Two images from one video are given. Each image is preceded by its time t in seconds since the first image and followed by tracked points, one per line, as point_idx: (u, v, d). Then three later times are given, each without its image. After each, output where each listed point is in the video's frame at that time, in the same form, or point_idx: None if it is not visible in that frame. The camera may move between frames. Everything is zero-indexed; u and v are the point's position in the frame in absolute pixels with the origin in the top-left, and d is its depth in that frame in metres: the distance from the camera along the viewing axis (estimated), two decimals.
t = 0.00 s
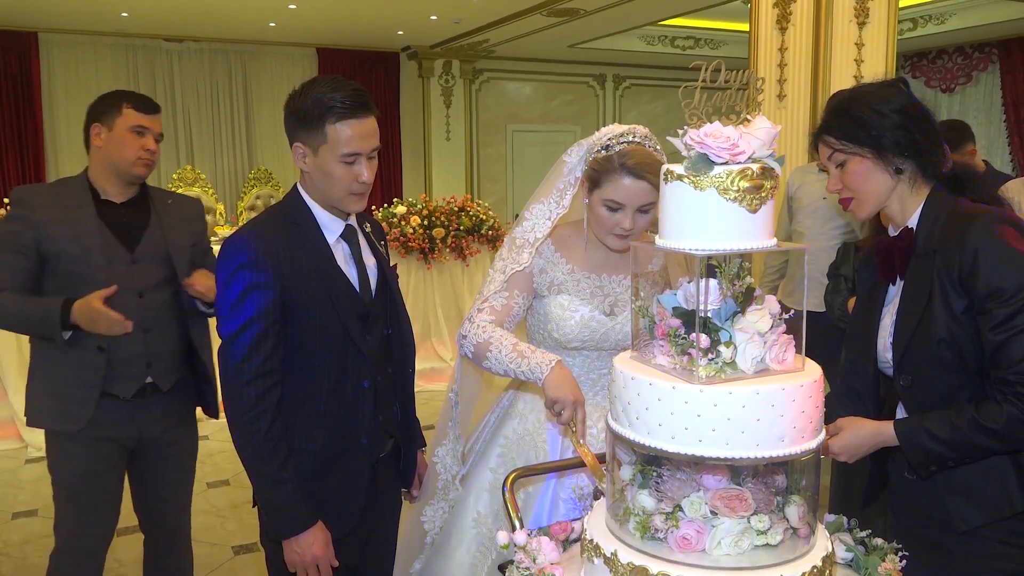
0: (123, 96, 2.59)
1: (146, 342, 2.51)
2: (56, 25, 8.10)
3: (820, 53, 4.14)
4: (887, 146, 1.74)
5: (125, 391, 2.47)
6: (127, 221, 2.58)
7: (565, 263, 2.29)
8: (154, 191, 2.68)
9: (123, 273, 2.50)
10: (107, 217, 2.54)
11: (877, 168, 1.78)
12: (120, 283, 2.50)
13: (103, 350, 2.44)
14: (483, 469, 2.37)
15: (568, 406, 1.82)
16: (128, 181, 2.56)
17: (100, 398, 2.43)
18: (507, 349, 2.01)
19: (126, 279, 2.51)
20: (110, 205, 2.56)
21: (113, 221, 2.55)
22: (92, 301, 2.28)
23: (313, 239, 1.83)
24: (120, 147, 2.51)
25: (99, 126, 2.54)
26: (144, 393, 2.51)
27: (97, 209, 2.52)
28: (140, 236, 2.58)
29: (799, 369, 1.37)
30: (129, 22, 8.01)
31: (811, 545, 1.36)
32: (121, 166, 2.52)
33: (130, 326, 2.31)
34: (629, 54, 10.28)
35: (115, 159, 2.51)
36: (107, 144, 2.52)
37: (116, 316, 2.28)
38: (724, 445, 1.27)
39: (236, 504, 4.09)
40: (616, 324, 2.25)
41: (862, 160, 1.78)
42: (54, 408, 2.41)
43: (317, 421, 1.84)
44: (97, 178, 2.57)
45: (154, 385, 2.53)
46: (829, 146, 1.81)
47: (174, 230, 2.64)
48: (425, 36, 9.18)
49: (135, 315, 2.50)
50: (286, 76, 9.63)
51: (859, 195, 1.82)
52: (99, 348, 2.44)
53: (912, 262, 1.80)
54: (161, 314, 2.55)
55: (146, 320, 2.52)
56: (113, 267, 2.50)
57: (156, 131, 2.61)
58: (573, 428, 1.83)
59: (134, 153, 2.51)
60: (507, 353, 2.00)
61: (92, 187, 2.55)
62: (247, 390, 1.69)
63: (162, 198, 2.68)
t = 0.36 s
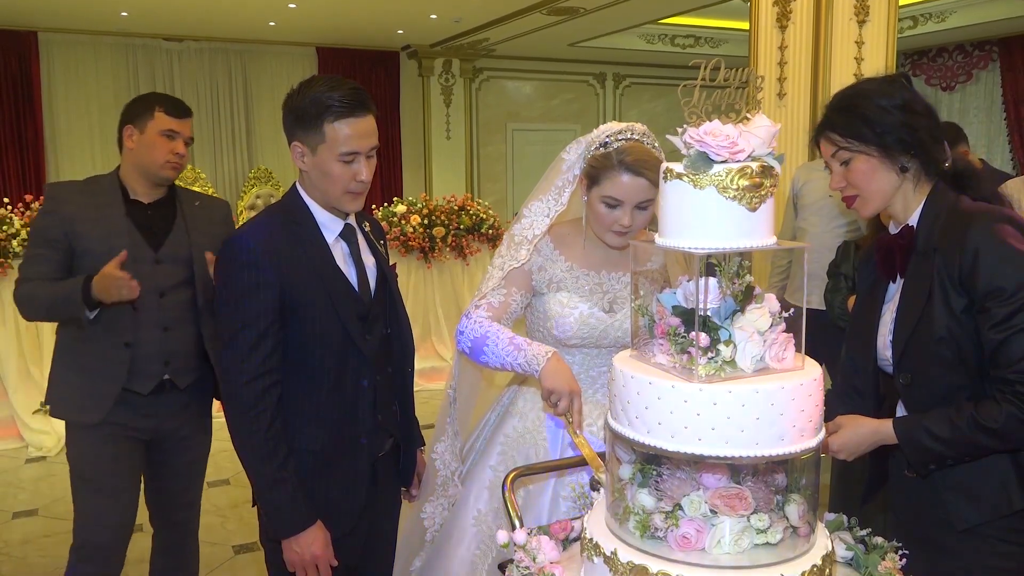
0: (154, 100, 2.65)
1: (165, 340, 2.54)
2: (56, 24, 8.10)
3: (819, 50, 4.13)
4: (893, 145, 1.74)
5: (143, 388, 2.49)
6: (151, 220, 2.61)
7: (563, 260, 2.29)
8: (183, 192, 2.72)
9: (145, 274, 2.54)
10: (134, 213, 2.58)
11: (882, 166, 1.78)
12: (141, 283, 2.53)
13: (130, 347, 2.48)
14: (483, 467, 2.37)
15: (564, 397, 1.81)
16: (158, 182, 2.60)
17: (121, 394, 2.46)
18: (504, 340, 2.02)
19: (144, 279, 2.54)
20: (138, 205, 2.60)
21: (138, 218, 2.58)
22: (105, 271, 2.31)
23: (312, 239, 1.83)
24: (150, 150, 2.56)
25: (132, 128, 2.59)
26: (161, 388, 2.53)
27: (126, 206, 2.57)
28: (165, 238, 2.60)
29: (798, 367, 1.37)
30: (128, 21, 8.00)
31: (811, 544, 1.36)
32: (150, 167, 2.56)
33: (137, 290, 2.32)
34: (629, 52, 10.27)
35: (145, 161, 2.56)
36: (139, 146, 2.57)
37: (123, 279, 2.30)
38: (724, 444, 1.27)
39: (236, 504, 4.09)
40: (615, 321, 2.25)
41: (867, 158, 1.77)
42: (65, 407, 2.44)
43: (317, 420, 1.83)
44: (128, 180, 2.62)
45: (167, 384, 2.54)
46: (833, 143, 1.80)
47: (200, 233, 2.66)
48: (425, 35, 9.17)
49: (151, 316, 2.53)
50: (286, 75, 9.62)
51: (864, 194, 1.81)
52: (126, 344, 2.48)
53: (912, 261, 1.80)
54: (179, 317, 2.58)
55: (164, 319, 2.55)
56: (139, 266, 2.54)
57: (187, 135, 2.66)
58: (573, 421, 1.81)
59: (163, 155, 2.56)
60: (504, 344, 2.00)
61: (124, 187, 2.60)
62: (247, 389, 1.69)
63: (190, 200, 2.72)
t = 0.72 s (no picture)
0: (172, 101, 2.65)
1: (176, 337, 2.54)
2: (57, 24, 8.11)
3: (820, 50, 4.12)
4: (898, 145, 1.74)
5: (154, 385, 2.50)
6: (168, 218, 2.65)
7: (560, 258, 2.29)
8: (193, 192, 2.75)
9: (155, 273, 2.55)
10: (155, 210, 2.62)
11: (886, 167, 1.78)
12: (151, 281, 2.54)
13: (149, 341, 2.49)
14: (481, 467, 2.37)
15: (556, 383, 1.83)
16: (173, 183, 2.62)
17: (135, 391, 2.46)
18: (498, 333, 2.04)
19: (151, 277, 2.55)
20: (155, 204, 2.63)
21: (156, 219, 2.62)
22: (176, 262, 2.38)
23: (312, 239, 1.83)
24: (167, 151, 2.56)
25: (148, 129, 2.59)
26: (168, 386, 2.53)
27: (147, 208, 2.59)
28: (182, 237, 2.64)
29: (798, 367, 1.37)
30: (129, 21, 8.00)
31: (811, 544, 1.36)
32: (166, 168, 2.57)
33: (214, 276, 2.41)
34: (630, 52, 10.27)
35: (162, 163, 2.57)
36: (155, 147, 2.57)
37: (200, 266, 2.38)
38: (724, 444, 1.27)
39: (237, 503, 4.10)
40: (613, 320, 2.24)
41: (872, 158, 1.77)
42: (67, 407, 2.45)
43: (317, 419, 1.84)
44: (144, 180, 2.62)
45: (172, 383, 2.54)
46: (839, 142, 1.79)
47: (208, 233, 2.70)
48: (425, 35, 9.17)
49: (164, 314, 2.53)
50: (286, 75, 9.62)
51: (869, 193, 1.81)
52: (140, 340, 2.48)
53: (912, 261, 1.80)
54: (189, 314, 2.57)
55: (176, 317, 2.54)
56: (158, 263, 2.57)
57: (202, 136, 2.67)
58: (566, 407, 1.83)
59: (179, 158, 2.56)
60: (496, 337, 2.03)
61: (139, 185, 2.61)
62: (247, 389, 1.69)
63: (200, 202, 2.74)
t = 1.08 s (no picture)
0: (182, 104, 2.65)
1: (183, 336, 2.54)
2: (57, 23, 8.11)
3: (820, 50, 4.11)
4: (897, 147, 1.75)
5: (158, 384, 2.50)
6: (177, 217, 2.63)
7: (556, 254, 2.29)
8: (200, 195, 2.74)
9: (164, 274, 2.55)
10: (159, 214, 2.60)
11: (884, 167, 1.78)
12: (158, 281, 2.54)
13: (149, 343, 2.49)
14: (480, 467, 2.37)
15: (563, 358, 1.85)
16: (179, 185, 2.62)
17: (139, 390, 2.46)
18: (497, 326, 2.09)
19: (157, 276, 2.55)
20: (160, 205, 2.62)
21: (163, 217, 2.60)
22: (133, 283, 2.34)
23: (311, 239, 1.83)
24: (174, 154, 2.57)
25: (157, 130, 2.59)
26: (173, 386, 2.54)
27: (150, 207, 2.59)
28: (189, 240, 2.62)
29: (797, 367, 1.37)
30: (129, 20, 8.00)
31: (810, 543, 1.36)
32: (174, 171, 2.58)
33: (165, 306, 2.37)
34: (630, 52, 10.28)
35: (170, 165, 2.57)
36: (163, 149, 2.58)
37: (152, 295, 2.34)
38: (722, 443, 1.27)
39: (237, 502, 4.10)
40: (610, 317, 2.23)
41: (870, 159, 1.77)
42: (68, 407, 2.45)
43: (317, 419, 1.84)
44: (149, 181, 2.63)
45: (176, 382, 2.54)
46: (837, 142, 1.79)
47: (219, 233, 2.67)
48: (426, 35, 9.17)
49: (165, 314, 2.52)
50: (286, 75, 9.62)
51: (867, 194, 1.81)
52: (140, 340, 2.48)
53: (910, 260, 1.81)
54: (192, 312, 2.58)
55: (182, 316, 2.55)
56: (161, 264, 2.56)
57: (209, 138, 2.67)
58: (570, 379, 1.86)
59: (187, 161, 2.57)
60: (497, 329, 2.09)
61: (145, 186, 2.61)
62: (247, 389, 1.70)
63: (207, 204, 2.73)
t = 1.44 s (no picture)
0: (179, 104, 2.65)
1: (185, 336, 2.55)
2: (56, 24, 8.11)
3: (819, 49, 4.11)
4: (894, 148, 1.75)
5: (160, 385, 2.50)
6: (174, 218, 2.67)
7: (557, 255, 2.29)
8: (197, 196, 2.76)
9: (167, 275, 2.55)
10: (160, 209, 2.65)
11: (882, 168, 1.78)
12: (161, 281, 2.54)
13: (157, 341, 2.50)
14: (483, 466, 2.38)
15: (585, 370, 1.95)
16: (175, 186, 2.65)
17: (141, 391, 2.46)
18: (509, 342, 2.15)
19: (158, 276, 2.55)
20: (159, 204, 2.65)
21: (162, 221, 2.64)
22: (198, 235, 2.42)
23: (311, 239, 1.83)
24: (171, 155, 2.57)
25: (153, 130, 2.60)
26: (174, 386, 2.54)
27: (151, 207, 2.61)
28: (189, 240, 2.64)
29: (796, 366, 1.37)
30: (129, 21, 8.01)
31: (810, 541, 1.37)
32: (171, 173, 2.60)
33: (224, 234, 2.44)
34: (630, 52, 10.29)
35: (166, 166, 2.58)
36: (160, 149, 2.58)
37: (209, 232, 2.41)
38: (722, 442, 1.27)
39: (237, 503, 4.11)
40: (612, 314, 2.24)
41: (867, 160, 1.77)
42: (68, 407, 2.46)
43: (318, 419, 1.84)
44: (147, 180, 2.64)
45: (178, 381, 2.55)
46: (834, 143, 1.79)
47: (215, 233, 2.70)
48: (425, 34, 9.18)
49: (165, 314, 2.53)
50: (286, 75, 9.63)
51: (865, 195, 1.81)
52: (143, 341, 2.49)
53: (908, 260, 1.81)
54: (193, 312, 2.59)
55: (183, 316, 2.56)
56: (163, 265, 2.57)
57: (206, 139, 2.68)
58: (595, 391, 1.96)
59: (182, 161, 2.58)
60: (511, 346, 2.14)
61: (142, 184, 2.62)
62: (246, 389, 1.70)
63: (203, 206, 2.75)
